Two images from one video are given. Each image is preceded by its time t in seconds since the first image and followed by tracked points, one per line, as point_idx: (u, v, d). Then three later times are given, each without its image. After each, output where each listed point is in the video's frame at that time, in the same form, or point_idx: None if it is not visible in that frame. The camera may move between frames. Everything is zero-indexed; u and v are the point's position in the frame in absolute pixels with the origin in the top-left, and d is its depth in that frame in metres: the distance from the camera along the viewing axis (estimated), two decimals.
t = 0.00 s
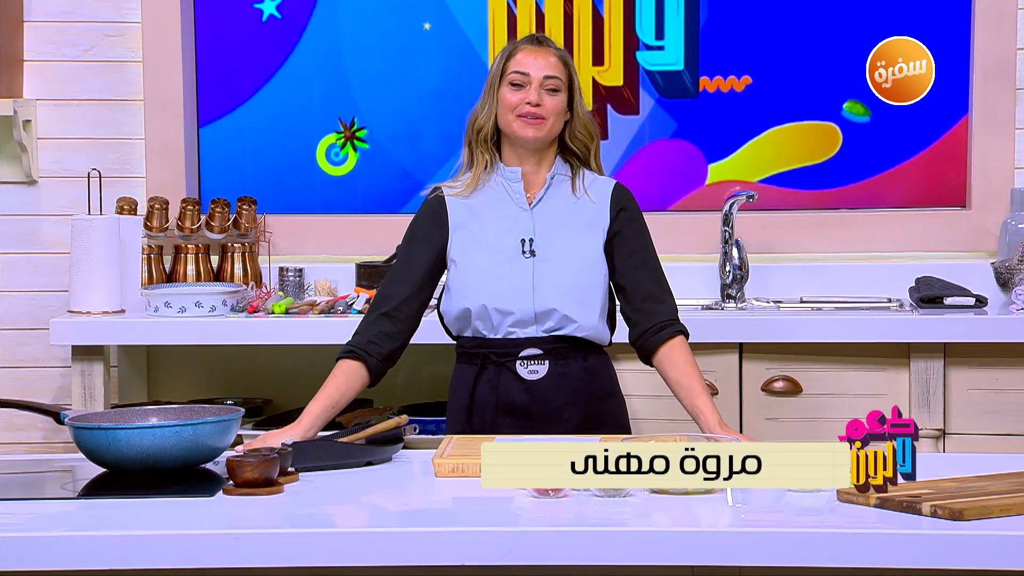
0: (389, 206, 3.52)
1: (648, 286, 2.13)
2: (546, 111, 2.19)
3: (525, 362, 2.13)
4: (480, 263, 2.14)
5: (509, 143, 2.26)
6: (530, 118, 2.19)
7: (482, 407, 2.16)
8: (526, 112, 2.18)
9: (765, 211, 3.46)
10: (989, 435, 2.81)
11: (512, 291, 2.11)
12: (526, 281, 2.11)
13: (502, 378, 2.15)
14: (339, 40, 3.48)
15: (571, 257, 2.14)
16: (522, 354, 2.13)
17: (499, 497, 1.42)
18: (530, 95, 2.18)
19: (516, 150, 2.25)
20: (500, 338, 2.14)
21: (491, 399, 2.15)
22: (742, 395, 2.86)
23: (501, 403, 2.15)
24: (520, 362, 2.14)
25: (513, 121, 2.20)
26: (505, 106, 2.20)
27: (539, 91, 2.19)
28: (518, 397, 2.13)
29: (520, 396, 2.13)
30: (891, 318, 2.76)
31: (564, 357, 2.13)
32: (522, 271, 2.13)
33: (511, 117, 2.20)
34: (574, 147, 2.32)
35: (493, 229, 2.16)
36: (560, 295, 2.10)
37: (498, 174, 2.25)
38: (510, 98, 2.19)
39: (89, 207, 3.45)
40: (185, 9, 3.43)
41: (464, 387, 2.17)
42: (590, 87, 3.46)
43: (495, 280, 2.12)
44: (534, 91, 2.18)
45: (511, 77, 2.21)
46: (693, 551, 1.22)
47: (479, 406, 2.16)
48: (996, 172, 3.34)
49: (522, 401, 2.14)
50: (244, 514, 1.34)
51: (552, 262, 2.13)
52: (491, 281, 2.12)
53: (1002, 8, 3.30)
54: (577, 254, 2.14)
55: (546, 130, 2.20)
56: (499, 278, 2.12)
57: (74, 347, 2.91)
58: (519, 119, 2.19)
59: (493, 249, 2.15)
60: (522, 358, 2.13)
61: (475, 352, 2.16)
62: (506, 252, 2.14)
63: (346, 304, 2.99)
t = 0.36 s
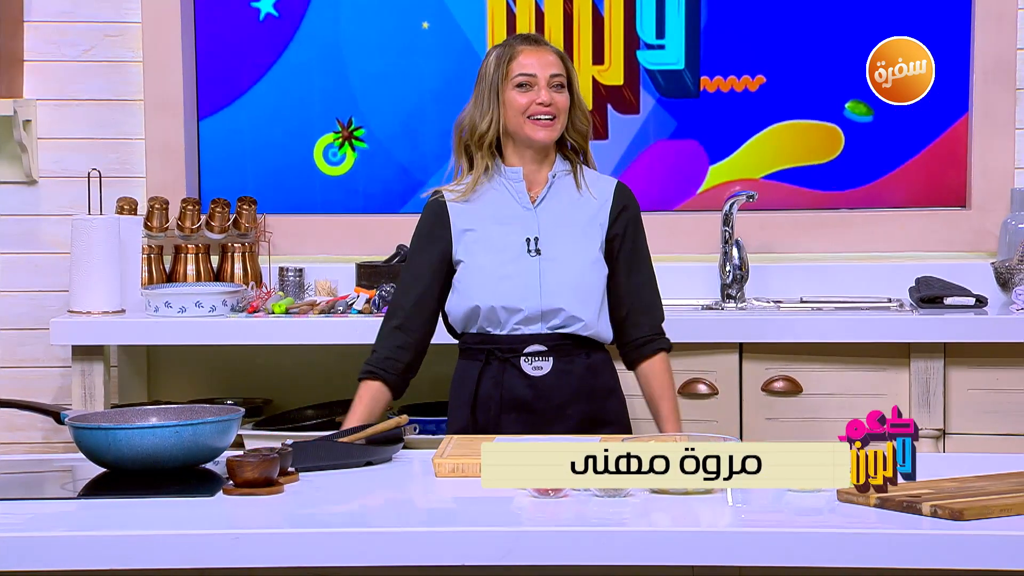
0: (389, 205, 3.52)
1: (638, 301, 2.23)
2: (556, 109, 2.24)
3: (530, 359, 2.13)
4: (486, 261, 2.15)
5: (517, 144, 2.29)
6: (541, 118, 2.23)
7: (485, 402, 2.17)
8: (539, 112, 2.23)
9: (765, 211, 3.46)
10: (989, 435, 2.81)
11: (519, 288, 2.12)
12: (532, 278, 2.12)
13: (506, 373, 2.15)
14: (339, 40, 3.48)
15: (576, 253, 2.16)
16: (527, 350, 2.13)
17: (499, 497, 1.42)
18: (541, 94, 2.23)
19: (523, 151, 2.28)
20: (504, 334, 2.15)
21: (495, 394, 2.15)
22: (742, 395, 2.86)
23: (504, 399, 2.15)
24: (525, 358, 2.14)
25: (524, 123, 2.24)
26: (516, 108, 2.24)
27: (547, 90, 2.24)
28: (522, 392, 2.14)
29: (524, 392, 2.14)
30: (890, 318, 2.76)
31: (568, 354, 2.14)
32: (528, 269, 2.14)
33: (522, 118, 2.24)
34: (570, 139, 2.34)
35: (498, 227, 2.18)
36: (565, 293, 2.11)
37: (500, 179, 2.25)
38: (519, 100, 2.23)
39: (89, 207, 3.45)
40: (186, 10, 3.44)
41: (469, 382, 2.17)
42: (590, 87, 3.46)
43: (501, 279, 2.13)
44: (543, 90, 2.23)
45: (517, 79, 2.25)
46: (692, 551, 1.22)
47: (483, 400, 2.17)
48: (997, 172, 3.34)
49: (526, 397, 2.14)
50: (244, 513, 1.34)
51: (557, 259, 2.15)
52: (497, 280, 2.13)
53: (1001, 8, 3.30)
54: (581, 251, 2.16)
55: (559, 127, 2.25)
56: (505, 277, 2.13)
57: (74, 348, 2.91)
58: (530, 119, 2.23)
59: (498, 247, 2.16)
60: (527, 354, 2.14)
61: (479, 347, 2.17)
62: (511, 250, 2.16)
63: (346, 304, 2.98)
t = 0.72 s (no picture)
0: (389, 205, 3.52)
1: (633, 298, 2.26)
2: (544, 105, 2.25)
3: (528, 356, 2.14)
4: (486, 259, 2.18)
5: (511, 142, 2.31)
6: (530, 115, 2.24)
7: (484, 400, 2.16)
8: (527, 109, 2.24)
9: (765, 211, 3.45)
10: (989, 435, 2.81)
11: (517, 287, 2.14)
12: (530, 277, 2.15)
13: (505, 370, 2.15)
14: (338, 40, 3.48)
15: (575, 252, 2.18)
16: (526, 346, 2.14)
17: (499, 497, 1.42)
18: (529, 91, 2.24)
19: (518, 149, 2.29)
20: (503, 332, 2.16)
21: (493, 392, 2.15)
22: (742, 395, 2.87)
23: (503, 396, 2.15)
24: (523, 355, 2.14)
25: (513, 120, 2.25)
26: (505, 106, 2.26)
27: (536, 86, 2.25)
28: (521, 389, 2.14)
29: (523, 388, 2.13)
30: (890, 318, 2.76)
31: (568, 351, 2.15)
32: (526, 268, 2.16)
33: (511, 116, 2.25)
34: (569, 137, 2.34)
35: (498, 226, 2.21)
36: (563, 291, 2.13)
37: (496, 175, 2.29)
38: (508, 97, 2.25)
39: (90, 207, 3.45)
40: (186, 10, 3.44)
41: (467, 380, 2.17)
42: (590, 87, 3.46)
43: (500, 277, 2.15)
44: (531, 86, 2.25)
45: (506, 77, 2.27)
46: (692, 551, 1.22)
47: (481, 399, 2.16)
48: (997, 172, 3.34)
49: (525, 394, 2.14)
50: (244, 513, 1.34)
51: (556, 258, 2.17)
52: (496, 279, 2.15)
53: (1001, 9, 3.30)
54: (580, 249, 2.18)
55: (549, 123, 2.25)
56: (503, 276, 2.15)
57: (74, 347, 2.91)
58: (519, 117, 2.25)
59: (497, 245, 2.19)
60: (525, 351, 2.14)
61: (479, 345, 2.18)
62: (509, 249, 2.18)
63: (346, 304, 2.98)
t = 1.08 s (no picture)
0: (389, 206, 3.52)
1: (630, 293, 2.24)
2: (541, 106, 2.23)
3: (527, 354, 2.15)
4: (487, 255, 2.17)
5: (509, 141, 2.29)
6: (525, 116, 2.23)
7: (483, 397, 2.18)
8: (524, 109, 2.23)
9: (766, 210, 3.45)
10: (989, 435, 2.80)
11: (519, 284, 2.14)
12: (531, 274, 2.14)
13: (504, 369, 2.16)
14: (338, 41, 3.48)
15: (575, 250, 2.18)
16: (525, 346, 2.15)
17: (499, 497, 1.42)
18: (526, 92, 2.22)
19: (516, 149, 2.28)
20: (502, 329, 2.16)
21: (493, 389, 2.16)
22: (742, 395, 2.87)
23: (502, 394, 2.16)
24: (523, 354, 2.16)
25: (510, 121, 2.24)
26: (502, 105, 2.24)
27: (534, 87, 2.24)
28: (520, 388, 2.15)
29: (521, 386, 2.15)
30: (890, 318, 2.76)
31: (566, 350, 2.16)
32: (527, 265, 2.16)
33: (508, 116, 2.24)
34: (569, 136, 2.33)
35: (499, 221, 2.20)
36: (564, 289, 2.14)
37: (498, 169, 2.28)
38: (505, 97, 2.24)
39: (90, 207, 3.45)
40: (186, 11, 3.44)
41: (466, 377, 2.18)
42: (590, 89, 3.46)
43: (501, 274, 2.15)
44: (528, 87, 2.23)
45: (504, 77, 2.26)
46: (691, 551, 1.22)
47: (480, 396, 2.17)
48: (997, 172, 3.34)
49: (524, 392, 2.15)
50: (244, 513, 1.34)
51: (556, 256, 2.17)
52: (498, 275, 2.14)
53: (1001, 10, 3.31)
54: (580, 247, 2.18)
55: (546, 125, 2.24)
56: (505, 272, 2.15)
57: (74, 347, 2.91)
58: (516, 117, 2.24)
59: (498, 241, 2.18)
60: (524, 350, 2.15)
61: (477, 342, 2.18)
62: (510, 245, 2.17)
63: (346, 304, 2.98)
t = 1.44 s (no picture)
0: (389, 206, 3.52)
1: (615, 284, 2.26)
2: (524, 92, 2.28)
3: (507, 351, 2.23)
4: (470, 252, 2.23)
5: (495, 131, 2.34)
6: (509, 101, 2.27)
7: (464, 391, 2.27)
8: (507, 95, 2.27)
9: (765, 211, 3.45)
10: (990, 435, 2.80)
11: (499, 281, 2.19)
12: (510, 270, 2.19)
13: (485, 364, 2.25)
14: (338, 41, 3.48)
15: (555, 244, 2.22)
16: (505, 343, 2.23)
17: (499, 497, 1.42)
18: (509, 77, 2.27)
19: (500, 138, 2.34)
20: (486, 324, 2.24)
21: (473, 383, 2.25)
22: (742, 396, 2.87)
23: (483, 389, 2.25)
24: (503, 350, 2.24)
25: (493, 107, 2.29)
26: (485, 92, 2.29)
27: (516, 73, 2.29)
28: (500, 384, 2.23)
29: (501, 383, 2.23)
30: (891, 317, 2.76)
31: (547, 349, 2.23)
32: (507, 261, 2.21)
33: (492, 102, 2.29)
34: (552, 127, 2.38)
35: (482, 218, 2.26)
36: (543, 285, 2.18)
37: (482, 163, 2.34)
38: (488, 84, 2.29)
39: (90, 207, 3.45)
40: (186, 11, 3.44)
41: (450, 372, 2.28)
42: (590, 90, 3.46)
43: (482, 270, 2.21)
44: (510, 74, 2.28)
45: (487, 64, 2.31)
46: (691, 551, 1.22)
47: (462, 389, 2.27)
48: (997, 172, 3.34)
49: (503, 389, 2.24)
50: (244, 513, 1.34)
51: (538, 249, 2.21)
52: (479, 272, 2.21)
53: (1001, 10, 3.31)
54: (561, 241, 2.22)
55: (528, 110, 2.28)
56: (485, 268, 2.21)
57: (74, 348, 2.91)
58: (499, 103, 2.28)
59: (481, 238, 2.24)
60: (505, 347, 2.23)
61: (461, 335, 2.28)
62: (491, 241, 2.23)
63: (346, 304, 2.98)
